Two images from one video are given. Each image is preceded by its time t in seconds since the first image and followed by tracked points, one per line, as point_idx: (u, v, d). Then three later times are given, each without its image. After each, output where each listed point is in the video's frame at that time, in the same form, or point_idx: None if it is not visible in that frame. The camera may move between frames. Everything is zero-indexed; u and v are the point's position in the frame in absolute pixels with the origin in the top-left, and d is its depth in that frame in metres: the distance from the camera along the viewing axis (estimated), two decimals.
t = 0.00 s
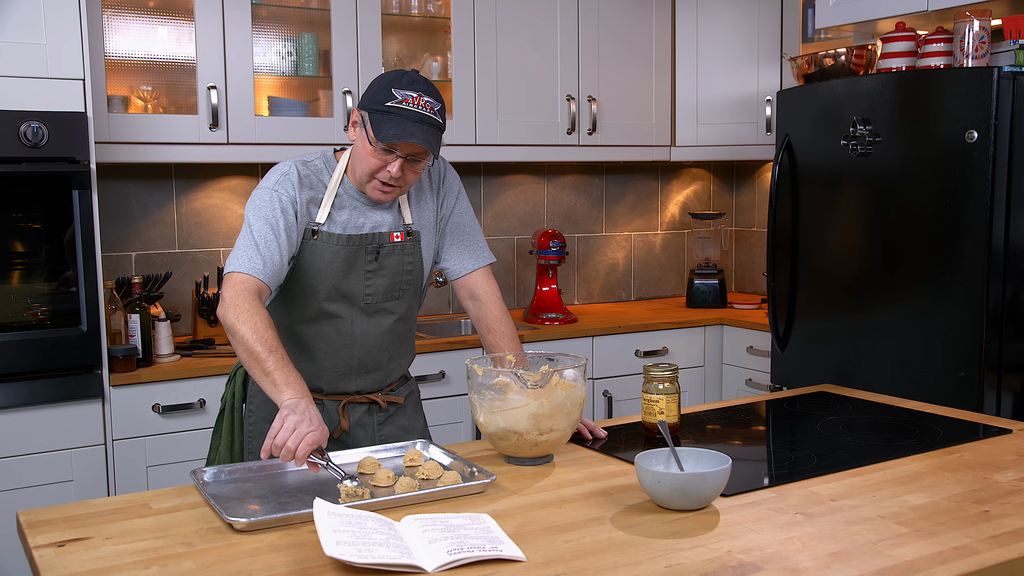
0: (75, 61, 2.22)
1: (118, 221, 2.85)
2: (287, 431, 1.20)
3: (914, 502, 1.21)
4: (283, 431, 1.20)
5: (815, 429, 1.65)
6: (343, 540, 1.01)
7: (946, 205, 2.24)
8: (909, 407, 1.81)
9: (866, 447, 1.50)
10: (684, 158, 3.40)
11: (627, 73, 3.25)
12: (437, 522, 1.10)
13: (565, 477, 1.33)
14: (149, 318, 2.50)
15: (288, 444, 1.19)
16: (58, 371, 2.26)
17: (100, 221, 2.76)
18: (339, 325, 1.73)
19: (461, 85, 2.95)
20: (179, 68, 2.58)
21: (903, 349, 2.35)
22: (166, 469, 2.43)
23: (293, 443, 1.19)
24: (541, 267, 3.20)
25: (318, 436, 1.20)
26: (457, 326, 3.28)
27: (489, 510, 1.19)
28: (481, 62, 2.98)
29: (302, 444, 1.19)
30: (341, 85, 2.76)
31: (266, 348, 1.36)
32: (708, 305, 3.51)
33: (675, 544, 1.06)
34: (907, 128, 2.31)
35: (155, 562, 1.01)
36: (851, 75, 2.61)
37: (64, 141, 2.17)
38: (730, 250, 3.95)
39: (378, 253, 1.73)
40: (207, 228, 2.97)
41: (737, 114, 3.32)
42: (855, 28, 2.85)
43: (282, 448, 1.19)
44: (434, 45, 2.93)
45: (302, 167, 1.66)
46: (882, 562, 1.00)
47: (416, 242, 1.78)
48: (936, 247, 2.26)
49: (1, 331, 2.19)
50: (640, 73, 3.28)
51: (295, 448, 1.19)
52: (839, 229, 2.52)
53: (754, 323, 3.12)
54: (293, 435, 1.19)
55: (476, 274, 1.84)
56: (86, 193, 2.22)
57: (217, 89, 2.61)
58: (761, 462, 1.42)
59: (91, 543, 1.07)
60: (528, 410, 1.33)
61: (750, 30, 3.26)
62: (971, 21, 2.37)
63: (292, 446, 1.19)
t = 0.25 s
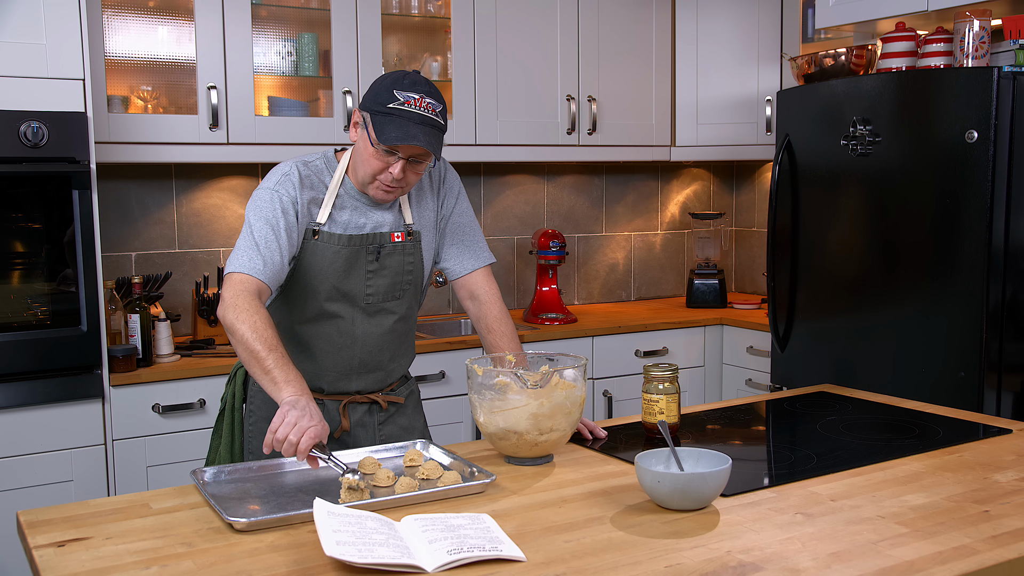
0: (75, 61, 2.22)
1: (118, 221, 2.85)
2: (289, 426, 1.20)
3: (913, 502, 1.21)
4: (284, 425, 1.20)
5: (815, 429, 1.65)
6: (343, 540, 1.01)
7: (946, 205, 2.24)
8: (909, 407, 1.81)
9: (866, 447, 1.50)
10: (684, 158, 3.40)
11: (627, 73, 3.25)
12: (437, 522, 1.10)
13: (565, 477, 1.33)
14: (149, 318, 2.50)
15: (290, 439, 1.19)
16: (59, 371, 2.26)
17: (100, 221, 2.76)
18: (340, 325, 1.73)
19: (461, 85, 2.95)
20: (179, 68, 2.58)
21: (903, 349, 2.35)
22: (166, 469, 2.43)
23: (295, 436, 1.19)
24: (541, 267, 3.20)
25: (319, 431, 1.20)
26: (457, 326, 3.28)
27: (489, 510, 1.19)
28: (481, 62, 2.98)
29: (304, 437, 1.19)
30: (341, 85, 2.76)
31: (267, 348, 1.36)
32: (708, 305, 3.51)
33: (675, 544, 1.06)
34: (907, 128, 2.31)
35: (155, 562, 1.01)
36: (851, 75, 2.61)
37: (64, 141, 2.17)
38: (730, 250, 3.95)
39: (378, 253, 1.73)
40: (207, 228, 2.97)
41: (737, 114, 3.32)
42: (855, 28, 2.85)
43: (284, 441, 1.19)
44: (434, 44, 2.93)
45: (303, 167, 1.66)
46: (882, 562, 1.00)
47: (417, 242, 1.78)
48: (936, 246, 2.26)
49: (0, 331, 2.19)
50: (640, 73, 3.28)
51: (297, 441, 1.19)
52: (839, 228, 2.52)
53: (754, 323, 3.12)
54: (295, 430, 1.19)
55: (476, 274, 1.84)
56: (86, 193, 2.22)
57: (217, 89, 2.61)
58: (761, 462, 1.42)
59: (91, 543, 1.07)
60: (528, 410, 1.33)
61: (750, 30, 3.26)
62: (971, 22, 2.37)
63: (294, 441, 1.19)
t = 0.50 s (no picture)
0: (75, 61, 2.22)
1: (118, 221, 2.85)
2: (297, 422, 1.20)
3: (914, 502, 1.21)
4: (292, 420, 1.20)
5: (815, 429, 1.65)
6: (342, 540, 1.01)
7: (946, 205, 2.24)
8: (909, 407, 1.81)
9: (866, 447, 1.50)
10: (684, 158, 3.40)
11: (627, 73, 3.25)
12: (437, 522, 1.10)
13: (564, 477, 1.33)
14: (149, 318, 2.50)
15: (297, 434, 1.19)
16: (59, 370, 2.26)
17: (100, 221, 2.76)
18: (340, 325, 1.73)
19: (461, 85, 2.95)
20: (179, 68, 2.58)
21: (902, 349, 2.35)
22: (166, 469, 2.43)
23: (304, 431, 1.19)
24: (541, 267, 3.20)
25: (326, 425, 1.21)
26: (457, 326, 3.28)
27: (489, 510, 1.19)
28: (481, 62, 2.98)
29: (312, 433, 1.19)
30: (341, 85, 2.77)
31: (269, 348, 1.36)
32: (708, 305, 3.51)
33: (675, 544, 1.06)
34: (907, 128, 2.31)
35: (155, 562, 1.01)
36: (851, 75, 2.61)
37: (64, 141, 2.17)
38: (730, 250, 3.95)
39: (379, 253, 1.73)
40: (207, 228, 2.97)
41: (737, 114, 3.32)
42: (855, 28, 2.85)
43: (291, 435, 1.18)
44: (434, 44, 2.93)
45: (304, 167, 1.66)
46: (882, 562, 1.00)
47: (418, 242, 1.78)
48: (936, 246, 2.26)
49: (1, 331, 2.19)
50: (640, 73, 3.28)
51: (305, 436, 1.18)
52: (839, 228, 2.52)
53: (754, 323, 3.12)
54: (302, 425, 1.19)
55: (477, 273, 1.85)
56: (86, 193, 2.22)
57: (217, 89, 2.61)
58: (761, 462, 1.42)
59: (91, 543, 1.07)
60: (528, 410, 1.33)
61: (750, 30, 3.26)
62: (971, 21, 2.37)
63: (302, 436, 1.18)
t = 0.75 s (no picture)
0: (75, 61, 2.22)
1: (118, 221, 2.85)
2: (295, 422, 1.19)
3: (914, 502, 1.21)
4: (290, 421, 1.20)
5: (815, 429, 1.65)
6: (342, 540, 1.01)
7: (946, 205, 2.24)
8: (909, 407, 1.81)
9: (866, 447, 1.50)
10: (684, 158, 3.40)
11: (627, 73, 3.25)
12: (437, 522, 1.10)
13: (564, 477, 1.33)
14: (149, 318, 2.50)
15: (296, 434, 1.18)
16: (59, 370, 2.26)
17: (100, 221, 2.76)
18: (342, 325, 1.73)
19: (461, 85, 2.95)
20: (179, 68, 2.58)
21: (902, 349, 2.35)
22: (166, 469, 2.43)
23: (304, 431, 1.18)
24: (541, 267, 3.20)
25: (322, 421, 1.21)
26: (457, 326, 3.28)
27: (489, 510, 1.19)
28: (481, 62, 2.98)
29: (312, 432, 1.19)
30: (341, 85, 2.76)
31: (266, 350, 1.36)
32: (708, 305, 3.51)
33: (675, 544, 1.06)
34: (907, 128, 2.31)
35: (155, 562, 1.01)
36: (851, 75, 2.61)
37: (64, 141, 2.17)
38: (730, 250, 3.95)
39: (380, 253, 1.73)
40: (207, 228, 2.97)
41: (737, 114, 3.32)
42: (855, 28, 2.85)
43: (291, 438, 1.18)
44: (434, 44, 2.93)
45: (304, 168, 1.66)
46: (882, 562, 1.00)
47: (419, 241, 1.78)
48: (936, 246, 2.26)
49: (1, 331, 2.19)
50: (640, 74, 3.28)
51: (303, 437, 1.18)
52: (839, 228, 2.52)
53: (754, 323, 3.12)
54: (299, 426, 1.19)
55: (478, 273, 1.84)
56: (86, 193, 2.22)
57: (217, 89, 2.61)
58: (761, 462, 1.42)
59: (91, 543, 1.07)
60: (528, 410, 1.33)
61: (750, 29, 3.26)
62: (971, 21, 2.37)
63: (301, 437, 1.18)
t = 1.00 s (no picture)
0: (75, 61, 2.21)
1: (118, 221, 2.85)
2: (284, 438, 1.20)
3: (914, 502, 1.21)
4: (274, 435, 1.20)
5: (815, 429, 1.65)
6: (342, 540, 1.01)
7: (946, 204, 2.24)
8: (909, 407, 1.81)
9: (866, 447, 1.50)
10: (684, 158, 3.40)
11: (627, 73, 3.25)
12: (437, 522, 1.10)
13: (564, 477, 1.33)
14: (149, 318, 2.50)
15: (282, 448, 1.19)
16: (59, 370, 2.26)
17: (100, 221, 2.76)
18: (343, 324, 1.73)
19: (461, 85, 2.95)
20: (179, 68, 2.58)
21: (902, 349, 2.35)
22: (166, 469, 2.43)
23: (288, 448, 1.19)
24: (541, 267, 3.20)
25: (307, 436, 1.21)
26: (457, 326, 3.28)
27: (489, 510, 1.19)
28: (481, 62, 2.98)
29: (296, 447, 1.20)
30: (341, 85, 2.76)
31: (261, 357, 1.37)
32: (708, 305, 3.51)
33: (675, 544, 1.06)
34: (907, 128, 2.31)
35: (155, 562, 1.01)
36: (851, 75, 2.61)
37: (64, 141, 2.17)
38: (730, 250, 3.95)
39: (381, 253, 1.73)
40: (207, 228, 2.97)
41: (737, 114, 3.32)
42: (855, 28, 2.85)
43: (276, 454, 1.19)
44: (434, 44, 2.93)
45: (304, 169, 1.66)
46: (882, 562, 1.00)
47: (420, 241, 1.78)
48: (936, 246, 2.26)
49: (1, 331, 2.19)
50: (640, 73, 3.28)
51: (288, 452, 1.19)
52: (838, 228, 2.52)
53: (754, 323, 3.12)
54: (284, 441, 1.19)
55: (479, 273, 1.85)
56: (86, 193, 2.22)
57: (217, 89, 2.61)
58: (761, 462, 1.42)
59: (91, 543, 1.07)
60: (528, 410, 1.33)
61: (750, 29, 3.26)
62: (971, 21, 2.37)
63: (286, 451, 1.19)
